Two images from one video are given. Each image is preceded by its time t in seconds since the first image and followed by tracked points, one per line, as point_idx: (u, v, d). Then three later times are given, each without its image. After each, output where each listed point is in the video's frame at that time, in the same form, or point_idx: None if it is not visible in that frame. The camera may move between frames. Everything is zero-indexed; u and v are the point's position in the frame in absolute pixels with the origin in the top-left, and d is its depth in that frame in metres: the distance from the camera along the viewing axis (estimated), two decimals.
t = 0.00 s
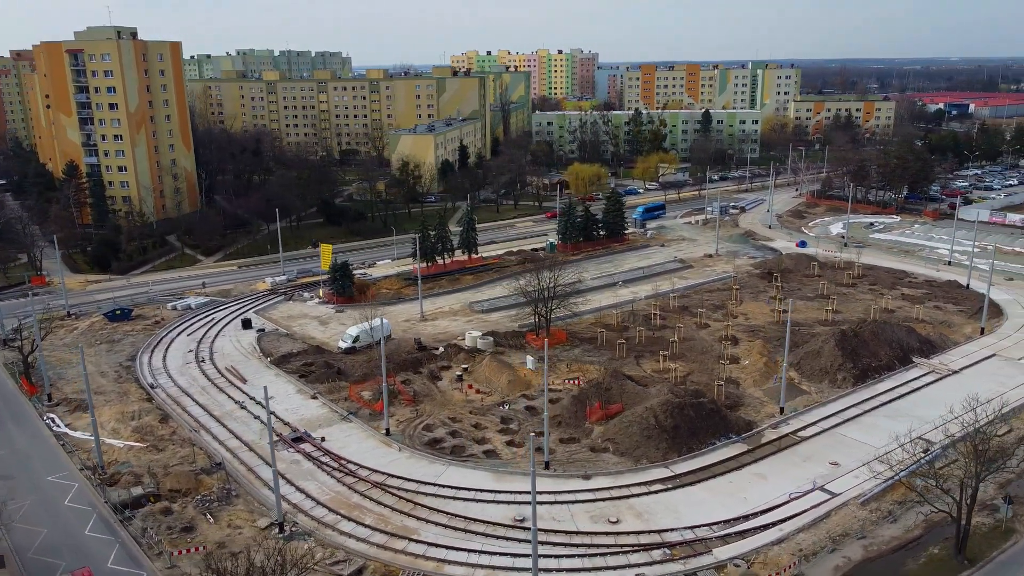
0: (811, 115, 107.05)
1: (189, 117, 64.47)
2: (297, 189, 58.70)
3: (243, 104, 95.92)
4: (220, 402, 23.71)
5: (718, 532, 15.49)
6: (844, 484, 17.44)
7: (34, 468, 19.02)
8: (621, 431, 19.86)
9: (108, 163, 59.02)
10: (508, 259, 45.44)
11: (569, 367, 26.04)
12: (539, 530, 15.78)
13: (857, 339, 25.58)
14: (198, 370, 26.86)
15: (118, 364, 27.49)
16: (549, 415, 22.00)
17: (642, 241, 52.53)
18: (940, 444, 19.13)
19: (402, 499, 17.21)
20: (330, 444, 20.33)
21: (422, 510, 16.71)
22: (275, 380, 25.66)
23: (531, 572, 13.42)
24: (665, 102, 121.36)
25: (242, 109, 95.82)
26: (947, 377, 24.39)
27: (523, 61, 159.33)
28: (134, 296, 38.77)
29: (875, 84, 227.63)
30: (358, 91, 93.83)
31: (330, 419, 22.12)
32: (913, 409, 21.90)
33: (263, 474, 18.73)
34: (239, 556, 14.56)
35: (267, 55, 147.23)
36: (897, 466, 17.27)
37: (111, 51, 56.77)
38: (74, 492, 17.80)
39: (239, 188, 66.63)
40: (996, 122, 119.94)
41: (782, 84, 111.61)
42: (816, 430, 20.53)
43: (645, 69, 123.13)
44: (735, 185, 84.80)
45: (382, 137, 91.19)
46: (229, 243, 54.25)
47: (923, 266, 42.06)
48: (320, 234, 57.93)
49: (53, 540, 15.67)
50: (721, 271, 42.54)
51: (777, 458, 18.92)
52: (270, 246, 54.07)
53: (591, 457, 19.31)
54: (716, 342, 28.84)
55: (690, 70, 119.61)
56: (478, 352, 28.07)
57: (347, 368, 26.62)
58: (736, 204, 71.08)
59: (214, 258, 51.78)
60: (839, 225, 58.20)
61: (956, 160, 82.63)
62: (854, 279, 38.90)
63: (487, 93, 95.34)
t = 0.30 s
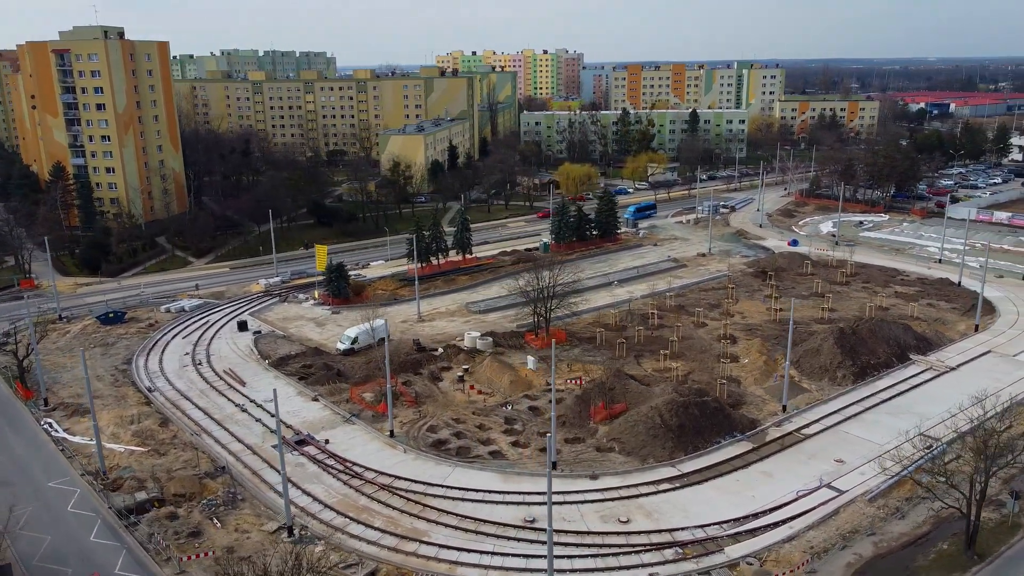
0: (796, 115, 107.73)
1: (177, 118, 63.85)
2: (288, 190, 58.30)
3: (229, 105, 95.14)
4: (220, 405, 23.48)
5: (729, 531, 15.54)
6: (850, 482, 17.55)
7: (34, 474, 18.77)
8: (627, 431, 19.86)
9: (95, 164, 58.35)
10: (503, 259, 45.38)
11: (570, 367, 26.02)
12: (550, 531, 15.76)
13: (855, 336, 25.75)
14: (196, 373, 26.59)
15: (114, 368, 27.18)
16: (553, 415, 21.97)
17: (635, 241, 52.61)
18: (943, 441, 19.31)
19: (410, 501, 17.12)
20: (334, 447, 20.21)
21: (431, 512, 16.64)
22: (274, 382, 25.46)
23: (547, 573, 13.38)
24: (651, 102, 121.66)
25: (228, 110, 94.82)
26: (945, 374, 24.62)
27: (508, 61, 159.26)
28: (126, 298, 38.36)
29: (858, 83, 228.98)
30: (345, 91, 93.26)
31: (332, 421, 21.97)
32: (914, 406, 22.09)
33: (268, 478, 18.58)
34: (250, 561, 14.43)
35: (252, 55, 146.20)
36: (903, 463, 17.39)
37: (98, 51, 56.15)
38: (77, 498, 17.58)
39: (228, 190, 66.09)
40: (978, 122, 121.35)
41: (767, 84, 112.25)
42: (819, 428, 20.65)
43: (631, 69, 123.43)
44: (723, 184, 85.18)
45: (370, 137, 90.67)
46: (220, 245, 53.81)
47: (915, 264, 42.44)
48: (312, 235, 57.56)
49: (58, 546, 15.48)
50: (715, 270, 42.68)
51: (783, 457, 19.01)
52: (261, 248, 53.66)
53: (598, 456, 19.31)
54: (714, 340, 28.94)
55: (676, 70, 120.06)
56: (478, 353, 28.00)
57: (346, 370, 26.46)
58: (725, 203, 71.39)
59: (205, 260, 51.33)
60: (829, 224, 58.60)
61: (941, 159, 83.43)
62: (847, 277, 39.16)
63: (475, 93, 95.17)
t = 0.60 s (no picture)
0: (781, 114, 108.46)
1: (165, 119, 63.26)
2: (279, 191, 57.90)
3: (214, 106, 94.30)
4: (221, 408, 23.27)
5: (740, 529, 15.60)
6: (856, 479, 17.67)
7: (35, 480, 18.50)
8: (632, 430, 19.88)
9: (83, 165, 57.66)
10: (497, 259, 45.34)
11: (570, 366, 26.03)
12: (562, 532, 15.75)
13: (854, 334, 25.93)
14: (195, 376, 26.35)
15: (110, 372, 26.86)
16: (557, 415, 21.96)
17: (627, 240, 52.69)
18: (945, 437, 19.49)
19: (419, 504, 17.05)
20: (339, 449, 20.10)
21: (441, 514, 16.58)
22: (274, 384, 25.27)
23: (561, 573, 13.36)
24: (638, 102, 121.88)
25: (213, 110, 94.21)
26: (943, 371, 24.88)
27: (493, 61, 159.19)
28: (118, 301, 37.91)
29: (841, 83, 230.78)
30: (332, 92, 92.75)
31: (336, 424, 21.84)
32: (913, 402, 22.30)
33: (275, 482, 18.44)
34: (261, 566, 14.30)
35: (236, 55, 145.10)
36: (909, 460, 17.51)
37: (86, 51, 55.51)
38: (80, 503, 17.36)
39: (217, 191, 65.54)
40: (959, 121, 122.75)
41: (753, 84, 112.91)
42: (823, 425, 20.78)
43: (617, 69, 123.68)
44: (712, 183, 85.56)
45: (358, 138, 90.25)
46: (211, 246, 53.34)
47: (906, 262, 42.85)
48: (304, 236, 57.22)
49: (64, 553, 15.26)
50: (710, 269, 42.84)
51: (788, 454, 19.11)
52: (253, 249, 53.26)
53: (604, 456, 19.31)
54: (713, 339, 29.07)
55: (663, 70, 120.46)
56: (478, 353, 27.96)
57: (347, 372, 26.31)
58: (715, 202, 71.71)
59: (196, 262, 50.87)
60: (819, 222, 59.01)
61: (927, 158, 84.20)
62: (841, 276, 39.45)
63: (463, 93, 94.99)
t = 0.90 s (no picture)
0: (768, 114, 109.11)
1: (153, 119, 62.66)
2: (270, 192, 57.49)
3: (200, 106, 93.37)
4: (222, 412, 23.06)
5: (751, 528, 15.64)
6: (862, 476, 17.79)
7: (36, 486, 18.23)
8: (638, 430, 19.89)
9: (70, 167, 56.98)
10: (492, 260, 45.28)
11: (572, 367, 26.03)
12: (574, 533, 15.73)
13: (853, 332, 26.10)
14: (193, 379, 26.10)
15: (106, 376, 26.54)
16: (561, 416, 21.95)
17: (620, 240, 52.79)
18: (948, 434, 19.67)
19: (428, 506, 16.98)
20: (343, 451, 19.98)
21: (450, 516, 16.52)
22: (274, 387, 25.09)
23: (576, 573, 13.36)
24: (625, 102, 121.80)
25: (199, 111, 93.41)
26: (941, 368, 25.12)
27: (479, 61, 159.02)
28: (111, 304, 37.49)
29: (824, 83, 232.59)
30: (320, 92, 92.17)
31: (339, 426, 21.71)
32: (913, 399, 22.51)
33: (281, 485, 18.30)
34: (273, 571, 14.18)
35: (221, 55, 143.94)
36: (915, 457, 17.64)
37: (73, 51, 54.85)
38: (84, 509, 17.13)
39: (206, 193, 64.99)
40: (942, 121, 124.11)
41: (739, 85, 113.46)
42: (826, 423, 20.90)
43: (604, 69, 123.75)
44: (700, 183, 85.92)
45: (346, 139, 89.79)
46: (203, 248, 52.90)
47: (898, 260, 43.22)
48: (296, 237, 56.88)
49: (70, 560, 15.05)
50: (704, 268, 43.01)
51: (793, 453, 19.21)
52: (245, 251, 52.88)
53: (610, 456, 19.32)
54: (711, 338, 29.20)
55: (649, 70, 120.71)
56: (478, 354, 27.91)
57: (347, 373, 26.16)
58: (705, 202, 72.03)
59: (187, 264, 50.46)
60: (810, 221, 59.38)
61: (913, 157, 84.97)
62: (835, 274, 39.74)
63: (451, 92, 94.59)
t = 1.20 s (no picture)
0: (754, 114, 109.82)
1: (140, 120, 62.05)
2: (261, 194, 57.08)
3: (186, 107, 92.50)
4: (223, 415, 22.85)
5: (762, 526, 15.70)
6: (868, 474, 17.89)
7: (37, 493, 17.99)
8: (644, 430, 19.90)
9: (57, 168, 56.26)
10: (486, 260, 45.20)
11: (573, 367, 26.04)
12: (585, 534, 15.71)
13: (851, 330, 26.27)
14: (191, 382, 25.84)
15: (103, 380, 26.23)
16: (565, 416, 21.94)
17: (613, 240, 52.89)
18: (950, 431, 19.83)
19: (438, 508, 16.90)
20: (348, 454, 19.87)
21: (460, 518, 16.45)
22: (275, 390, 24.90)
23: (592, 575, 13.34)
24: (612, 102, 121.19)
25: (185, 112, 92.19)
26: (939, 365, 25.35)
27: (465, 61, 158.79)
28: (103, 308, 37.07)
29: (807, 83, 234.25)
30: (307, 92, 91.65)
31: (342, 429, 21.59)
32: (913, 396, 22.71)
33: (287, 489, 18.16)
34: None
35: (205, 55, 142.86)
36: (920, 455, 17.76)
37: (60, 52, 54.17)
38: (87, 516, 16.90)
39: (195, 194, 64.43)
40: (925, 121, 125.42)
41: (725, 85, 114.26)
42: (829, 421, 21.02)
43: (591, 69, 123.73)
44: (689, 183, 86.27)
45: (334, 140, 89.34)
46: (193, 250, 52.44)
47: (890, 259, 43.59)
48: (288, 238, 56.53)
49: (76, 568, 14.84)
50: (698, 268, 43.15)
51: (798, 451, 19.29)
52: (236, 252, 52.48)
53: (616, 456, 19.32)
54: (710, 337, 29.32)
55: (636, 71, 120.85)
56: (478, 355, 27.85)
57: (347, 375, 25.99)
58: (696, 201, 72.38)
59: (178, 266, 50.00)
60: (801, 221, 59.76)
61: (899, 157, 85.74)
62: (828, 273, 40.02)
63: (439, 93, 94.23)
